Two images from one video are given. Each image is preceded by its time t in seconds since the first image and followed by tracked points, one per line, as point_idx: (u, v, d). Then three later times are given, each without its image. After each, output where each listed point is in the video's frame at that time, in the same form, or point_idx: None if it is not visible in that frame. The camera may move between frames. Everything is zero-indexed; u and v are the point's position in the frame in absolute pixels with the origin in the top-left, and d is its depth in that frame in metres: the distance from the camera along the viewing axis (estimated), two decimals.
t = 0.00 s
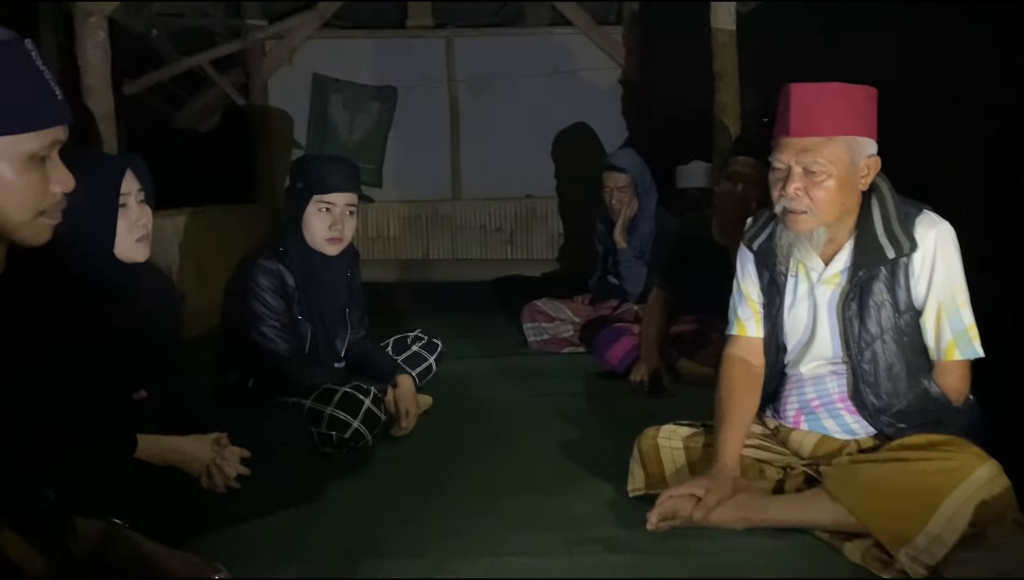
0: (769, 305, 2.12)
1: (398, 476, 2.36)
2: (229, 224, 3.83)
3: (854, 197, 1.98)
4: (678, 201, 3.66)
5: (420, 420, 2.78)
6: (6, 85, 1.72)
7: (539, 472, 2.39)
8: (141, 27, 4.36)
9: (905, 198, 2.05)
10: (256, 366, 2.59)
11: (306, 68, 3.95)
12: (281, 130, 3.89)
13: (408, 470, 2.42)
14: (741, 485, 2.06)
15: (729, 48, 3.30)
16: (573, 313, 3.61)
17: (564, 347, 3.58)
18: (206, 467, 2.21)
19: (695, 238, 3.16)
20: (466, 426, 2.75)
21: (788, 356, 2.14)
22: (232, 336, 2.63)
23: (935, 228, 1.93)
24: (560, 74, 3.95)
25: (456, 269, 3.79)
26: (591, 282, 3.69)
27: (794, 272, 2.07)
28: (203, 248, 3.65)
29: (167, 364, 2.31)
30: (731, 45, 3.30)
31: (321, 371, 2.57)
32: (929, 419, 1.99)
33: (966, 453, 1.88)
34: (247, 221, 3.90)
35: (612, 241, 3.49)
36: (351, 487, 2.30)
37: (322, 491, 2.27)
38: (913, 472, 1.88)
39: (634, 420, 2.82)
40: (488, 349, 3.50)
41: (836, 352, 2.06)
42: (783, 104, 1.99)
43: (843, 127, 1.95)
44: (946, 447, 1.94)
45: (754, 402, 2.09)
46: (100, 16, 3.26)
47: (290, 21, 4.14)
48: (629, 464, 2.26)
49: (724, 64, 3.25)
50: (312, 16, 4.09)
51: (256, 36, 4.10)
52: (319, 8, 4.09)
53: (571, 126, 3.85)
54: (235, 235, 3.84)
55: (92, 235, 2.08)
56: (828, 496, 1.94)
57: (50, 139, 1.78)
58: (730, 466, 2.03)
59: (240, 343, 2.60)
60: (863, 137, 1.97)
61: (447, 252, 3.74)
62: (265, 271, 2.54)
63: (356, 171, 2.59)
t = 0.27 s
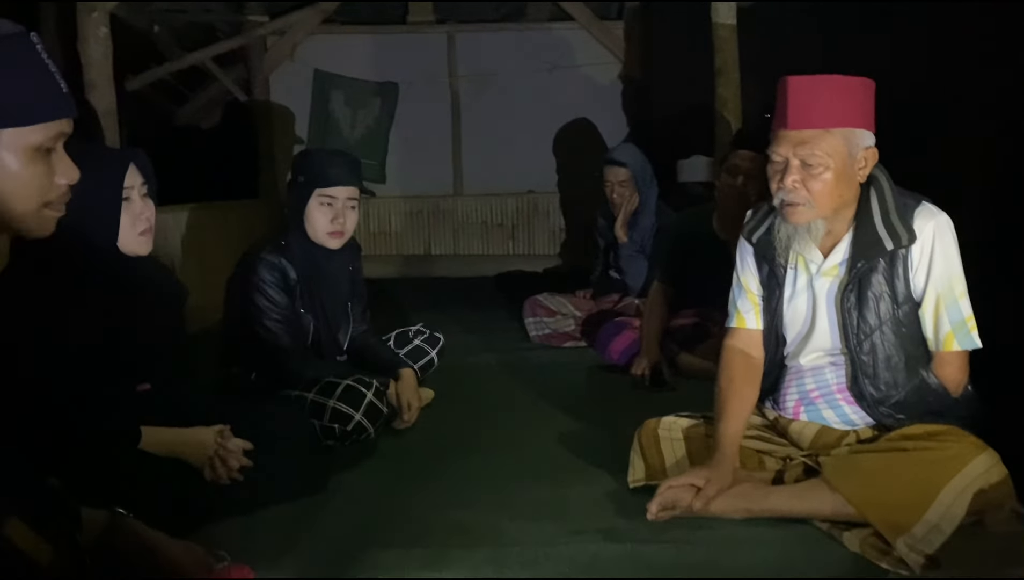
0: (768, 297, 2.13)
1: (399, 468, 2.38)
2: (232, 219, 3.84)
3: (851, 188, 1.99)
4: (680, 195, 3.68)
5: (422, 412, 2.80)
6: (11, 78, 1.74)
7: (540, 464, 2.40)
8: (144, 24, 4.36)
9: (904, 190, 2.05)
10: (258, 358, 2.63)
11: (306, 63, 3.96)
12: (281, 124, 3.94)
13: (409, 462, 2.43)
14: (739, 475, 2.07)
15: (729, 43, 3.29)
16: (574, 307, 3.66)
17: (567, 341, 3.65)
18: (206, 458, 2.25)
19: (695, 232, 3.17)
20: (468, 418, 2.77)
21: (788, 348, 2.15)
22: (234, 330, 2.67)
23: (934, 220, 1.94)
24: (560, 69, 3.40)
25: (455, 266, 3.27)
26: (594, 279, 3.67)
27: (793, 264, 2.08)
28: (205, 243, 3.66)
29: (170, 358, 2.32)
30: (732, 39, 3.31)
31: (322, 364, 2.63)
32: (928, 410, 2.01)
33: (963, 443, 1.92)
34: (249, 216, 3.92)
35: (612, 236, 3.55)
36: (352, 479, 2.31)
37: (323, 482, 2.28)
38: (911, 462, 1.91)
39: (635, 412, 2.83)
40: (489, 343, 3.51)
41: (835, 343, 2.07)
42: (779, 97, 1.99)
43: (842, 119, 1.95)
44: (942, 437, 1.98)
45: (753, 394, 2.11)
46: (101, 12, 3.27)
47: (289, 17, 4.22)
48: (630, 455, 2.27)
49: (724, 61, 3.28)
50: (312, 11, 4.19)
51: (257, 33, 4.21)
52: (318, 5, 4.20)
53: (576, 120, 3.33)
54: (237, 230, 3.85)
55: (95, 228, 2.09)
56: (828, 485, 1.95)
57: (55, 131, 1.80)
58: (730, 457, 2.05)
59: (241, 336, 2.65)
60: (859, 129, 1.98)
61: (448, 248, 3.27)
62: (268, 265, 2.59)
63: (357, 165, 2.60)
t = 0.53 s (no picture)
0: (771, 289, 2.12)
1: (401, 461, 2.38)
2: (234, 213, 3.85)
3: (823, 182, 1.96)
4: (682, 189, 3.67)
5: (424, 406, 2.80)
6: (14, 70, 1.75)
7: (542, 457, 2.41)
8: (145, 20, 4.32)
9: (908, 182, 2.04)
10: (260, 352, 2.61)
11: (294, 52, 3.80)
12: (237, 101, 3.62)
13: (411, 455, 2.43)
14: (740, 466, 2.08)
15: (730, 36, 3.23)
16: (575, 301, 3.42)
17: (568, 336, 3.50)
18: (207, 453, 2.23)
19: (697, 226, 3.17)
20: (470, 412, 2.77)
21: (790, 339, 2.16)
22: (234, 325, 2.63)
23: (937, 210, 1.93)
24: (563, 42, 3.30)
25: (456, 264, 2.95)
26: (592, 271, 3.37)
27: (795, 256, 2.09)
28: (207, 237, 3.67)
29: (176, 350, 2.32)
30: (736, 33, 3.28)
31: (323, 356, 2.66)
32: (930, 401, 2.01)
33: (965, 433, 1.92)
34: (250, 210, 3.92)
35: (615, 230, 3.36)
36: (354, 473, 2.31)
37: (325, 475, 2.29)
38: (912, 452, 1.92)
39: (637, 406, 2.84)
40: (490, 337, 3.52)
41: (837, 334, 2.08)
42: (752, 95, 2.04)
43: (826, 115, 1.94)
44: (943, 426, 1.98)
45: (755, 385, 2.11)
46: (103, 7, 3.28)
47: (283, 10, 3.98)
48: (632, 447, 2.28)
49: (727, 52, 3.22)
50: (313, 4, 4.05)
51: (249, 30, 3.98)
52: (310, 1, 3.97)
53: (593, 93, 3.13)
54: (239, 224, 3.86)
55: (99, 223, 2.10)
56: (829, 476, 1.96)
57: (57, 121, 1.81)
58: (733, 449, 2.06)
59: (242, 331, 2.61)
60: (823, 123, 1.94)
61: (450, 244, 2.91)
62: (268, 259, 2.58)
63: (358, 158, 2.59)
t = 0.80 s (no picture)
0: (769, 286, 2.13)
1: (403, 456, 2.39)
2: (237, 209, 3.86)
3: (815, 177, 1.96)
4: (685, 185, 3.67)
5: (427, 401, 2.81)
6: (18, 64, 1.75)
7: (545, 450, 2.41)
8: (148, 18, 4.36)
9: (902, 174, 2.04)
10: (264, 348, 2.61)
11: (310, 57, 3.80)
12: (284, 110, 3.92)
13: (413, 449, 2.44)
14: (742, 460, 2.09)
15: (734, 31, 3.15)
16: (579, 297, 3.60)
17: (571, 331, 3.51)
18: (215, 444, 2.25)
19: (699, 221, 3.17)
20: (473, 407, 2.78)
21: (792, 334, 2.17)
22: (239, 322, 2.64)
23: (932, 202, 1.92)
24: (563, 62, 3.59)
25: (459, 256, 3.75)
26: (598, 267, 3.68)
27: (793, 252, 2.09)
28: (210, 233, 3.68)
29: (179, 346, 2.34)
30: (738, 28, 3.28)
31: (329, 353, 2.65)
32: (932, 394, 2.01)
33: (968, 426, 1.92)
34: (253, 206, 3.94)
35: (617, 225, 3.54)
36: (357, 467, 2.32)
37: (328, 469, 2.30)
38: (914, 445, 1.92)
39: (640, 401, 2.84)
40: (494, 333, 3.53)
41: (837, 328, 2.08)
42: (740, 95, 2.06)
43: (813, 110, 1.94)
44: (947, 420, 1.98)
45: (757, 381, 2.11)
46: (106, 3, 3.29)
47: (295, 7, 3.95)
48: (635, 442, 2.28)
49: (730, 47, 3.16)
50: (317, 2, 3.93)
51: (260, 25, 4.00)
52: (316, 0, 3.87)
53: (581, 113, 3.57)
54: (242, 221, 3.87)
55: (102, 217, 2.11)
56: (831, 470, 1.96)
57: (62, 116, 1.82)
58: (735, 444, 2.06)
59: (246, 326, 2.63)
60: (809, 118, 1.94)
61: (453, 240, 3.73)
62: (272, 254, 2.57)
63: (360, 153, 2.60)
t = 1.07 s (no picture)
0: (774, 286, 2.13)
1: (410, 454, 2.40)
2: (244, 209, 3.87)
3: (819, 174, 1.96)
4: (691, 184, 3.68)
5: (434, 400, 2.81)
6: (29, 64, 1.77)
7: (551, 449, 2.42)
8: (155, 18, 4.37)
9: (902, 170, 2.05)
10: (272, 348, 2.62)
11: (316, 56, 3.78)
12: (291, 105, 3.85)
13: (420, 448, 2.45)
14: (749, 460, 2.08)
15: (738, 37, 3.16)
16: (585, 297, 3.66)
17: (576, 331, 3.58)
18: (223, 445, 2.24)
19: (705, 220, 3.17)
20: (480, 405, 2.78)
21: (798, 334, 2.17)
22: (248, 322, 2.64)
23: (934, 196, 1.94)
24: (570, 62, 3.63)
25: (466, 257, 3.59)
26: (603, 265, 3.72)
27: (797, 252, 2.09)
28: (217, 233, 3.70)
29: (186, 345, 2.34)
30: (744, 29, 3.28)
31: (336, 352, 2.65)
32: (940, 390, 2.01)
33: (975, 425, 1.91)
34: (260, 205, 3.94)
35: (624, 225, 3.58)
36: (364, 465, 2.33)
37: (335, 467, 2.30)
38: (922, 443, 1.91)
39: (646, 399, 2.84)
40: (500, 332, 3.53)
41: (844, 326, 2.07)
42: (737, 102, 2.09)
43: (810, 106, 1.95)
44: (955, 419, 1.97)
45: (762, 381, 2.12)
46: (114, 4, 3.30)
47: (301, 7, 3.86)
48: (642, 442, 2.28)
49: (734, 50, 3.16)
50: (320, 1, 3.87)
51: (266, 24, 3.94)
52: None
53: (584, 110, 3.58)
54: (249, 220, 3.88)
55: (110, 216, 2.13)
56: (838, 469, 1.96)
57: (73, 116, 1.83)
58: (740, 442, 2.06)
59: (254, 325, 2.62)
60: (807, 116, 1.96)
61: (459, 241, 3.55)
62: (281, 253, 2.57)
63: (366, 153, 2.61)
